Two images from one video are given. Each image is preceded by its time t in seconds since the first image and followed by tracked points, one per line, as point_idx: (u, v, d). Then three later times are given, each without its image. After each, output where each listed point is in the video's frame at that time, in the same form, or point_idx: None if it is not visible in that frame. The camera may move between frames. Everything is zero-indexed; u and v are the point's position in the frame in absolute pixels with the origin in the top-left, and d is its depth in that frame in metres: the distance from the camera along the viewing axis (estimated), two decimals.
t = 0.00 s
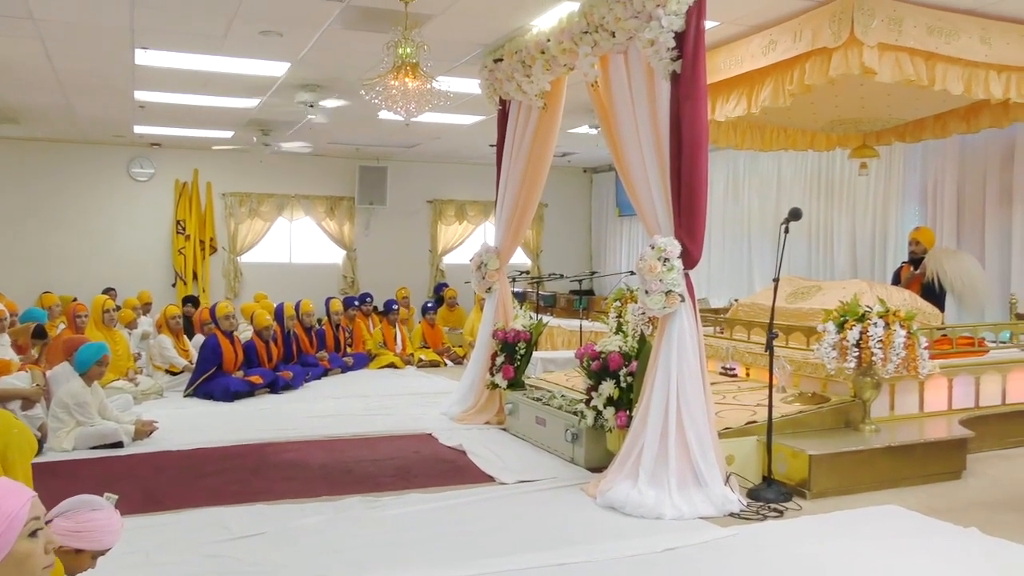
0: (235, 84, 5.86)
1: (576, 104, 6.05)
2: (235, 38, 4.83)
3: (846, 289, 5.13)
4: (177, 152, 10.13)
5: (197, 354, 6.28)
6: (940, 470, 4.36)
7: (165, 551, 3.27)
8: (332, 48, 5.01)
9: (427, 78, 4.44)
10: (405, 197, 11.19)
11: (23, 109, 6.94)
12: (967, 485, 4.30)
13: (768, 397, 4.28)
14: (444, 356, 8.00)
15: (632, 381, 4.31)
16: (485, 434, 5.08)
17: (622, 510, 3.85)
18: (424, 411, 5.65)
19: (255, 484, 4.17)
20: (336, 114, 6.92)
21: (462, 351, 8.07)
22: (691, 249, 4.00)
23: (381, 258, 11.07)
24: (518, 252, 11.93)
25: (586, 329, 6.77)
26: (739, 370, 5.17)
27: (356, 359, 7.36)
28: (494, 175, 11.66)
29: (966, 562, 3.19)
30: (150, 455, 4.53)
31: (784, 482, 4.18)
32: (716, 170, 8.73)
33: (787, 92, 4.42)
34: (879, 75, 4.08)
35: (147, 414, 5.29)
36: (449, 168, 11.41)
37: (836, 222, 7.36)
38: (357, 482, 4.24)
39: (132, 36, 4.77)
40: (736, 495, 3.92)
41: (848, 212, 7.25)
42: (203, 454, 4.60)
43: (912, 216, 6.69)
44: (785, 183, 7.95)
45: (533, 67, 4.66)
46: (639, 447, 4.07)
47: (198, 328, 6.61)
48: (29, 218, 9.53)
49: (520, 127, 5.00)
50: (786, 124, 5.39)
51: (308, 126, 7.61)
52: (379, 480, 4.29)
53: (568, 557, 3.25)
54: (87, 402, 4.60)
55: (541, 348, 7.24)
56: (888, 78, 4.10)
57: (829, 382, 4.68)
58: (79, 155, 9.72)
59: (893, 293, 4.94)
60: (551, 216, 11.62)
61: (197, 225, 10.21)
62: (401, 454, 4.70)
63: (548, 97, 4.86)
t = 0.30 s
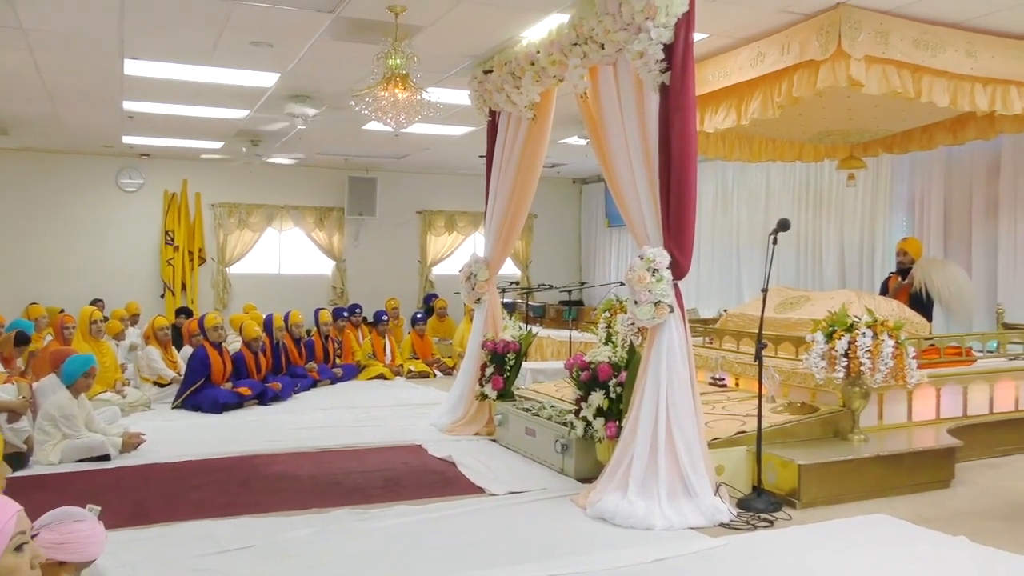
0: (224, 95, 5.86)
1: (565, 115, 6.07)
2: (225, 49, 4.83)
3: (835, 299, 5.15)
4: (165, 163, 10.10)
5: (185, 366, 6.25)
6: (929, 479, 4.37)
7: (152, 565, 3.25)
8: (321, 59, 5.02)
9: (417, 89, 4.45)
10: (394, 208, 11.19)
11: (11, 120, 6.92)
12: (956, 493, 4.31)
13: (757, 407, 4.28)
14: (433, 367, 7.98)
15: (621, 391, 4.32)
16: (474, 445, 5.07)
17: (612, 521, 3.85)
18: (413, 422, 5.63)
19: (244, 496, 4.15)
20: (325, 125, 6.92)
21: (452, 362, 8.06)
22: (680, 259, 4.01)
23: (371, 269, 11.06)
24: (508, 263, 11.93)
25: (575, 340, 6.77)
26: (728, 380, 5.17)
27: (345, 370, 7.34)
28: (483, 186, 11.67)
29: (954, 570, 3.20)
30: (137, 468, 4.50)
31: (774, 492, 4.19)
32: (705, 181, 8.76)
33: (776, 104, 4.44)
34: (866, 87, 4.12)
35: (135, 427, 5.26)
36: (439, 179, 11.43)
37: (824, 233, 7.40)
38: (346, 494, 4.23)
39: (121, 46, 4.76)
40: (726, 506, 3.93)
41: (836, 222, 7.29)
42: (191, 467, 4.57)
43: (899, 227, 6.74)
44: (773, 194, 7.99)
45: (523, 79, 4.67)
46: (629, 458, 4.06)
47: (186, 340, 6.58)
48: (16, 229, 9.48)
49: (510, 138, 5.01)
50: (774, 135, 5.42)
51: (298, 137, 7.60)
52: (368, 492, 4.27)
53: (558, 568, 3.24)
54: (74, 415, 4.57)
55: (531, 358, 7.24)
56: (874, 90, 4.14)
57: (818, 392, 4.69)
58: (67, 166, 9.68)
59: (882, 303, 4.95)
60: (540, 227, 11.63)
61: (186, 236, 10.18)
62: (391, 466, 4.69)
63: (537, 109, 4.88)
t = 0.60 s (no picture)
0: (192, 101, 5.81)
1: (535, 123, 6.10)
2: (193, 54, 4.79)
3: (802, 306, 5.21)
4: (132, 169, 9.98)
5: (151, 374, 6.18)
6: (894, 484, 4.43)
7: None
8: (291, 66, 4.99)
9: (388, 96, 4.44)
10: (364, 216, 11.15)
11: None
12: (920, 498, 4.37)
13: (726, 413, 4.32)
14: (403, 374, 7.96)
15: (591, 398, 4.33)
16: (445, 452, 5.06)
17: (582, 528, 3.86)
18: (383, 430, 5.60)
19: (211, 506, 4.10)
20: (295, 132, 6.88)
21: (422, 370, 8.04)
22: (650, 267, 4.03)
23: (341, 276, 11.00)
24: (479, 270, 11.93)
25: (546, 347, 6.79)
26: (697, 387, 5.20)
27: (314, 378, 7.30)
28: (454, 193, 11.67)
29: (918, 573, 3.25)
30: (102, 479, 4.43)
31: (743, 497, 4.23)
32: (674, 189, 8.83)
33: (744, 113, 4.48)
34: (832, 97, 4.18)
35: (99, 437, 5.18)
36: (410, 186, 11.41)
37: (792, 241, 7.49)
38: (316, 503, 4.19)
39: (87, 51, 4.70)
40: (695, 512, 3.95)
41: (803, 230, 7.38)
42: (157, 476, 4.51)
43: (865, 235, 6.84)
44: (742, 202, 8.07)
45: (494, 86, 4.69)
46: (599, 464, 4.08)
47: (152, 348, 6.50)
48: None
49: (480, 145, 5.01)
50: (742, 144, 5.48)
51: (267, 144, 7.55)
52: (338, 501, 4.24)
53: None
54: (36, 425, 4.49)
55: (502, 365, 7.25)
56: (840, 100, 4.19)
57: (786, 399, 4.73)
58: (30, 172, 9.53)
59: (848, 310, 5.02)
60: (511, 234, 11.65)
61: (153, 242, 10.06)
62: (360, 474, 4.66)
63: (508, 116, 4.88)
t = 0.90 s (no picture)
0: (151, 103, 5.73)
1: (499, 128, 6.11)
2: (151, 56, 4.72)
3: (762, 310, 5.27)
4: (88, 172, 9.82)
5: (108, 381, 6.08)
6: (851, 485, 4.50)
7: None
8: (252, 68, 4.95)
9: (350, 100, 4.43)
10: (327, 220, 11.08)
11: None
12: (877, 498, 4.44)
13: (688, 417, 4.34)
14: (366, 379, 7.92)
15: (555, 402, 4.34)
16: (408, 458, 5.03)
17: (545, 532, 3.86)
18: (346, 436, 5.56)
19: (170, 515, 4.03)
20: (256, 135, 6.81)
21: (385, 375, 8.01)
22: (613, 271, 4.05)
23: (303, 281, 10.91)
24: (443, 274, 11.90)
25: (509, 351, 6.80)
26: (660, 391, 5.23)
27: (276, 384, 7.24)
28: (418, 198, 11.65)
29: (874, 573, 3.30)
30: (56, 488, 4.34)
31: (704, 500, 4.26)
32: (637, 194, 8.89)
33: (705, 119, 4.52)
34: (791, 104, 4.24)
35: (54, 444, 5.07)
36: (374, 190, 11.36)
37: (752, 246, 7.58)
38: (277, 510, 4.15)
39: (41, 51, 4.61)
40: (657, 515, 3.98)
41: (764, 235, 7.47)
42: (113, 485, 4.42)
43: (824, 239, 6.95)
44: (704, 207, 8.15)
45: (457, 91, 4.69)
46: (563, 469, 4.08)
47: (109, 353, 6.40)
48: None
49: (444, 149, 5.01)
50: (704, 150, 5.54)
51: (228, 147, 7.47)
52: (299, 508, 4.20)
53: None
54: None
55: (466, 370, 7.24)
56: (799, 107, 4.25)
57: (747, 402, 4.78)
58: None
59: (807, 314, 5.08)
60: (475, 239, 11.65)
61: (109, 247, 9.90)
62: (322, 480, 4.62)
63: (471, 121, 4.88)
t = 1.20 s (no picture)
0: (117, 110, 5.67)
1: (469, 136, 6.12)
2: (117, 62, 4.67)
3: (732, 318, 5.31)
4: (52, 179, 9.70)
5: (72, 390, 5.99)
6: (818, 492, 4.54)
7: None
8: (220, 75, 4.92)
9: (320, 107, 4.41)
10: (296, 228, 11.02)
11: None
12: (844, 504, 4.49)
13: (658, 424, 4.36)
14: (336, 389, 7.87)
15: (525, 411, 4.34)
16: (379, 467, 5.01)
17: (516, 541, 3.85)
18: (316, 445, 5.52)
19: (135, 526, 3.97)
20: (225, 142, 6.76)
21: (355, 384, 7.97)
22: (583, 280, 4.06)
23: (273, 289, 10.83)
24: (414, 283, 11.86)
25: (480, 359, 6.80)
26: (630, 399, 5.25)
27: (245, 393, 7.17)
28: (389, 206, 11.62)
29: None
30: (17, 499, 4.26)
31: (675, 507, 4.28)
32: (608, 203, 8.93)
33: (674, 129, 4.56)
34: (759, 114, 4.29)
35: (16, 456, 4.98)
36: (345, 198, 11.32)
37: (721, 254, 7.65)
38: (245, 521, 4.10)
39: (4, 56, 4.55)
40: (628, 522, 3.98)
41: (733, 244, 7.54)
42: (77, 496, 4.35)
43: (793, 248, 7.03)
44: (674, 216, 8.22)
45: (428, 99, 4.69)
46: (533, 477, 4.08)
47: (74, 363, 6.31)
48: None
49: (415, 157, 5.00)
50: (673, 159, 5.58)
51: (196, 154, 7.40)
52: (268, 518, 4.16)
53: None
54: None
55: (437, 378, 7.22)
56: (767, 117, 4.30)
57: (716, 409, 4.81)
58: None
59: (775, 322, 5.13)
60: (446, 247, 11.64)
61: (74, 254, 9.77)
62: (291, 490, 4.59)
63: (442, 129, 4.89)
